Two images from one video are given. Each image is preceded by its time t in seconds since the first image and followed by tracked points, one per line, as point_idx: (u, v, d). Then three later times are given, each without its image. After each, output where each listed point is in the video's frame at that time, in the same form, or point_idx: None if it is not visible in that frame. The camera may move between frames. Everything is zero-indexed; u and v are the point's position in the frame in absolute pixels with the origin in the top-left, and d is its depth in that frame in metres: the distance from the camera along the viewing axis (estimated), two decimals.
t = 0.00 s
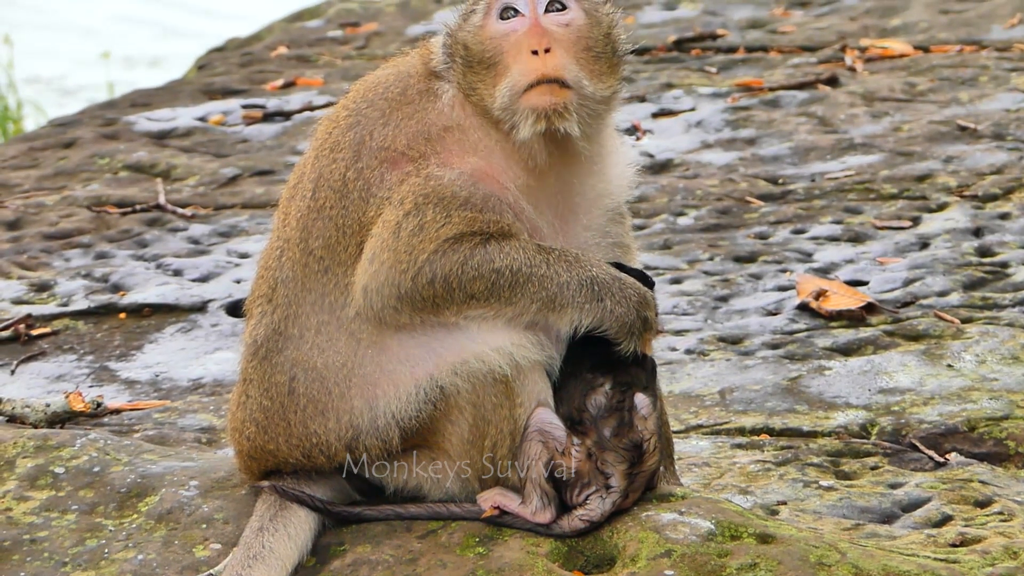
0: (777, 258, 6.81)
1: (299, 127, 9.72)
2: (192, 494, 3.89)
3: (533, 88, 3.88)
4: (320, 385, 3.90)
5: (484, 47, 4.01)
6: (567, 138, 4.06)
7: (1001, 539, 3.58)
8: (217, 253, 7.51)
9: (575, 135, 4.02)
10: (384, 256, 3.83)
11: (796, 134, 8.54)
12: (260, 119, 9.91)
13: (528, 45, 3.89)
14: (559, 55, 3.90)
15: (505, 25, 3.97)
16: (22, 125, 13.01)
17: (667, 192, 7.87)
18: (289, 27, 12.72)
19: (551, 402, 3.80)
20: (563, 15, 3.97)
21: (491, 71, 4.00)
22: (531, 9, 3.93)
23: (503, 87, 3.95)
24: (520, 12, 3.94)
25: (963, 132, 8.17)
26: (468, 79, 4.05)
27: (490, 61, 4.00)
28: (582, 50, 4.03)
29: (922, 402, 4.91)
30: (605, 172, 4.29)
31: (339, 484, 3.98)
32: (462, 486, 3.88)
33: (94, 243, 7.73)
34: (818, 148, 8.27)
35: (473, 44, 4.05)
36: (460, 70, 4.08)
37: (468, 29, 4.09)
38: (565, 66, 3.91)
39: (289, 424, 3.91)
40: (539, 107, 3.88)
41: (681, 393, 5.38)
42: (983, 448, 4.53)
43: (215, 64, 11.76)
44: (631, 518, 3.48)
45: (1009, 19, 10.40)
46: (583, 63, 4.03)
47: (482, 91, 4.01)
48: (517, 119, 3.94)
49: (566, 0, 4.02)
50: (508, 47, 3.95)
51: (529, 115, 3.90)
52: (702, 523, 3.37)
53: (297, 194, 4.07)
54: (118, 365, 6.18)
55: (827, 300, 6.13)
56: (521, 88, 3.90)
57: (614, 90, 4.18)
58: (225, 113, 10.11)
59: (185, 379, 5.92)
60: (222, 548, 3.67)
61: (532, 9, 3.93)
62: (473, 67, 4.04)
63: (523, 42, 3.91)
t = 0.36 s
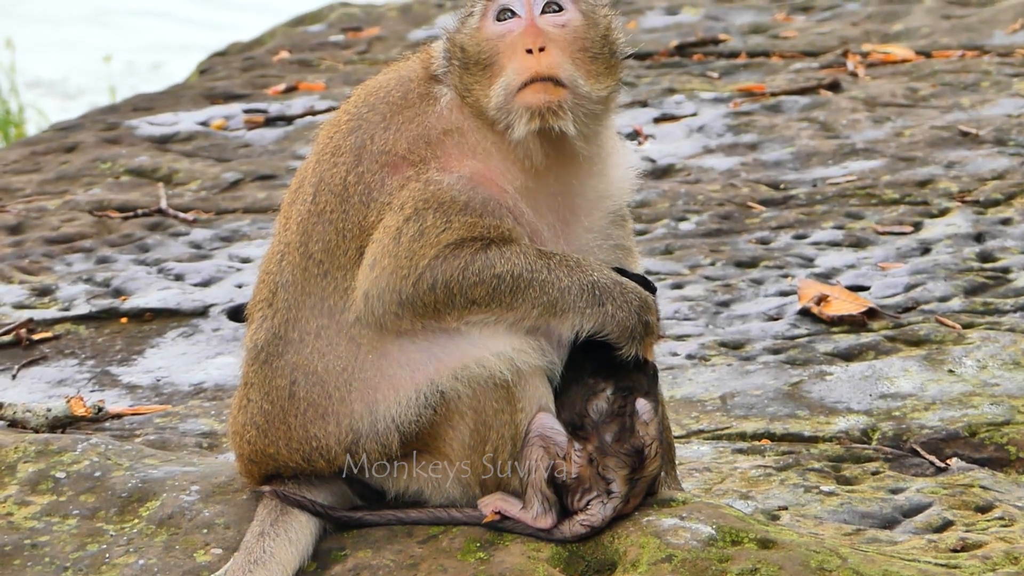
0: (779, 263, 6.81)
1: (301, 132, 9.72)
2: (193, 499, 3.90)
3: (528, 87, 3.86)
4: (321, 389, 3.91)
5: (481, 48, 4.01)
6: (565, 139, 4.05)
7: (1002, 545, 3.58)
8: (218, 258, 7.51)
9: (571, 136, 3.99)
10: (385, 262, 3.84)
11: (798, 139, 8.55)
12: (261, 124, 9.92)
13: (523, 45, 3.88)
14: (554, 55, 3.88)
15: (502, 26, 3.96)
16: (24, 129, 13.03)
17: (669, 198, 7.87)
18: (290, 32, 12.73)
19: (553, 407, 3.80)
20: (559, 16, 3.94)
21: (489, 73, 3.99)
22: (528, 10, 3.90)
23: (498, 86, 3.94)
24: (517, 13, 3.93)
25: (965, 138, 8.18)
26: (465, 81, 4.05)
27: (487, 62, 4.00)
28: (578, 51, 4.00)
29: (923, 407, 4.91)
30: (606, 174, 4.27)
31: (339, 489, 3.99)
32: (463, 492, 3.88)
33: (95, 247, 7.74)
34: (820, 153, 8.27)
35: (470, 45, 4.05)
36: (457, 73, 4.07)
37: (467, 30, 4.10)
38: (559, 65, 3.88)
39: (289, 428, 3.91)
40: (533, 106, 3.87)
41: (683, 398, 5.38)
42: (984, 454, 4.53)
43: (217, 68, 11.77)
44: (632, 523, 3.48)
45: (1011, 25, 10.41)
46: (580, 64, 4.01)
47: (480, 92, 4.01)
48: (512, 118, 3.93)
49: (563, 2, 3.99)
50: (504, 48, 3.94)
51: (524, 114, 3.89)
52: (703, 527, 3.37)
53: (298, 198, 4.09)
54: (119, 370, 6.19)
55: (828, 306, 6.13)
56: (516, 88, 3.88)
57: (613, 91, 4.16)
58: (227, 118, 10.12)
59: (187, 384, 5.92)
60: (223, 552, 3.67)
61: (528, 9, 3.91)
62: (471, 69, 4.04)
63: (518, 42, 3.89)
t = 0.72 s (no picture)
0: (779, 266, 6.81)
1: (301, 135, 9.72)
2: (194, 503, 3.89)
3: (525, 68, 3.89)
4: (321, 392, 3.91)
5: (478, 39, 4.04)
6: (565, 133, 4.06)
7: (1003, 547, 3.57)
8: (218, 262, 7.51)
9: (567, 119, 4.01)
10: (386, 265, 3.84)
11: (798, 141, 8.55)
12: (261, 128, 9.93)
13: (517, 28, 3.91)
14: (548, 38, 3.92)
15: (497, 16, 4.01)
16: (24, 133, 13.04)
17: (669, 200, 7.87)
18: (290, 35, 12.73)
19: (553, 410, 3.79)
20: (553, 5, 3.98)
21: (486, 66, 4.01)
22: None
23: (494, 71, 3.96)
24: (512, 4, 3.97)
25: (965, 139, 8.18)
26: (460, 73, 4.08)
27: (482, 51, 4.04)
28: (573, 38, 4.04)
29: (923, 409, 4.91)
30: (606, 173, 4.26)
31: (340, 493, 3.98)
32: (464, 495, 3.88)
33: (96, 252, 7.74)
34: (820, 155, 8.27)
35: (466, 37, 4.09)
36: (453, 67, 4.10)
37: (463, 25, 4.13)
38: (554, 46, 3.93)
39: (289, 430, 3.91)
40: (528, 86, 3.89)
41: (683, 401, 5.38)
42: (985, 456, 4.53)
43: (217, 72, 11.78)
44: (633, 526, 3.48)
45: (1011, 26, 10.41)
46: (576, 51, 4.05)
47: (476, 82, 4.03)
48: (507, 102, 3.94)
49: None
50: (500, 36, 3.98)
51: (520, 95, 3.91)
52: (704, 531, 3.37)
53: (298, 202, 4.09)
54: (120, 374, 6.18)
55: (829, 308, 6.13)
56: (512, 71, 3.91)
57: (609, 79, 4.20)
58: (227, 121, 10.12)
59: (187, 388, 5.92)
60: (224, 556, 3.66)
61: None
62: (468, 63, 4.06)
63: (513, 27, 3.93)
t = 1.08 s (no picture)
0: (782, 269, 6.80)
1: (304, 137, 9.73)
2: (196, 504, 3.89)
3: (524, 62, 3.89)
4: (324, 392, 3.91)
5: (480, 38, 4.05)
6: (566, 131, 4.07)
7: (1005, 551, 3.57)
8: (221, 263, 7.51)
9: (568, 114, 4.00)
10: (389, 267, 3.84)
11: (801, 144, 8.54)
12: (264, 130, 9.93)
13: (518, 23, 3.91)
14: (548, 34, 3.91)
15: (497, 15, 4.01)
16: (27, 134, 13.04)
17: (672, 203, 7.87)
18: (293, 37, 12.74)
19: (556, 413, 3.79)
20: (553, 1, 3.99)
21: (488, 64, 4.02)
22: None
23: (494, 68, 3.96)
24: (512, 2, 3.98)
25: (968, 143, 8.18)
26: (460, 71, 4.09)
27: (484, 50, 4.05)
28: (574, 35, 4.03)
29: (926, 413, 4.90)
30: (609, 173, 4.25)
31: (343, 494, 3.98)
32: (467, 497, 3.87)
33: (98, 253, 7.75)
34: (823, 158, 8.27)
35: (468, 36, 4.10)
36: (455, 66, 4.11)
37: (464, 23, 4.15)
38: (555, 42, 3.92)
39: (292, 431, 3.91)
40: (528, 81, 3.89)
41: (686, 404, 5.38)
42: (988, 459, 4.53)
43: (220, 74, 11.78)
44: (636, 528, 3.47)
45: (1014, 30, 10.40)
46: (577, 47, 4.04)
47: (476, 79, 4.04)
48: (507, 98, 3.94)
49: None
50: (500, 34, 4.00)
51: (520, 91, 3.91)
52: (706, 533, 3.36)
53: (302, 203, 4.09)
54: (122, 375, 6.19)
55: (831, 311, 6.13)
56: (512, 66, 3.91)
57: (610, 75, 4.19)
58: (229, 123, 10.13)
59: (189, 390, 5.92)
60: (226, 558, 3.66)
61: None
62: (469, 60, 4.08)
63: (513, 24, 3.92)
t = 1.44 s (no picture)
0: (784, 270, 6.80)
1: (306, 138, 9.73)
2: (199, 506, 3.89)
3: (503, 92, 3.82)
4: (324, 392, 3.91)
5: (468, 53, 3.98)
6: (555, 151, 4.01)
7: (1008, 551, 3.57)
8: (224, 264, 7.52)
9: (552, 138, 3.92)
10: (388, 270, 3.84)
11: (803, 146, 8.54)
12: (267, 131, 9.93)
13: (501, 49, 3.84)
14: (531, 59, 3.83)
15: (487, 32, 3.94)
16: (29, 135, 13.05)
17: (674, 204, 7.87)
18: (296, 38, 12.74)
19: (559, 414, 3.79)
20: (540, 22, 3.91)
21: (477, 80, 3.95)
22: (512, 15, 3.88)
23: (477, 93, 3.90)
24: (501, 19, 3.91)
25: (970, 144, 8.18)
26: (451, 84, 4.03)
27: (473, 67, 3.97)
28: (562, 54, 3.95)
29: (928, 414, 4.90)
30: (611, 175, 4.21)
31: (347, 495, 3.99)
32: (470, 497, 3.88)
33: (101, 254, 7.75)
34: (826, 159, 8.27)
35: (458, 50, 4.02)
36: (445, 78, 4.05)
37: (457, 32, 4.09)
38: (536, 70, 3.84)
39: (293, 431, 3.92)
40: (508, 111, 3.82)
41: (688, 405, 5.38)
42: (990, 460, 4.53)
43: (222, 75, 11.79)
44: (638, 530, 3.47)
45: (1017, 30, 10.40)
46: (564, 68, 3.95)
47: (463, 95, 3.98)
48: (490, 122, 3.89)
49: (547, 7, 3.97)
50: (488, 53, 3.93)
51: (502, 117, 3.85)
52: (709, 534, 3.36)
53: (304, 204, 4.10)
54: (125, 376, 6.19)
55: (834, 312, 6.12)
56: (493, 93, 3.84)
57: (601, 91, 4.08)
58: (232, 124, 10.13)
59: (192, 391, 5.92)
60: (230, 559, 3.67)
61: (512, 15, 3.89)
62: (459, 73, 4.01)
63: (497, 48, 3.85)
